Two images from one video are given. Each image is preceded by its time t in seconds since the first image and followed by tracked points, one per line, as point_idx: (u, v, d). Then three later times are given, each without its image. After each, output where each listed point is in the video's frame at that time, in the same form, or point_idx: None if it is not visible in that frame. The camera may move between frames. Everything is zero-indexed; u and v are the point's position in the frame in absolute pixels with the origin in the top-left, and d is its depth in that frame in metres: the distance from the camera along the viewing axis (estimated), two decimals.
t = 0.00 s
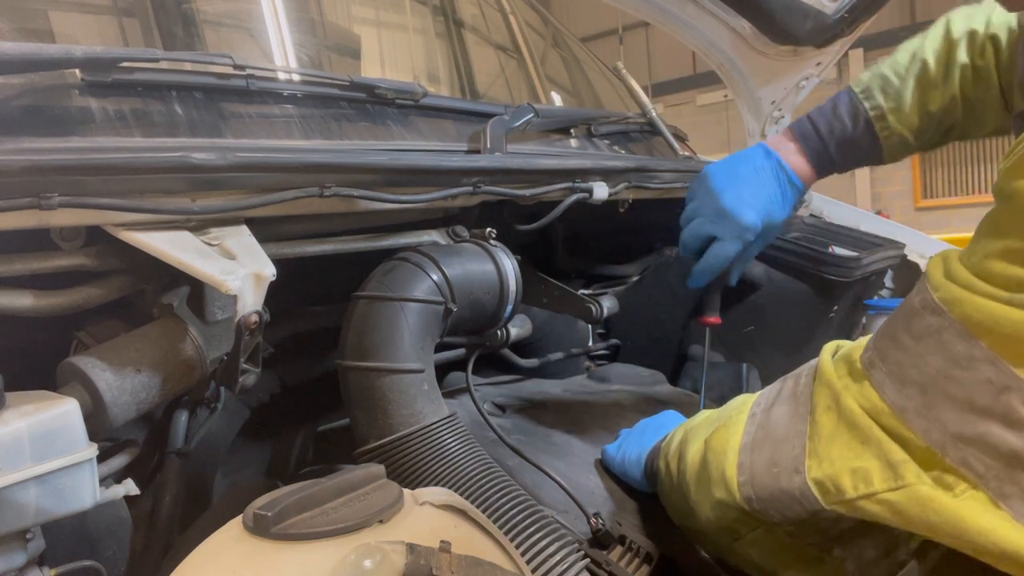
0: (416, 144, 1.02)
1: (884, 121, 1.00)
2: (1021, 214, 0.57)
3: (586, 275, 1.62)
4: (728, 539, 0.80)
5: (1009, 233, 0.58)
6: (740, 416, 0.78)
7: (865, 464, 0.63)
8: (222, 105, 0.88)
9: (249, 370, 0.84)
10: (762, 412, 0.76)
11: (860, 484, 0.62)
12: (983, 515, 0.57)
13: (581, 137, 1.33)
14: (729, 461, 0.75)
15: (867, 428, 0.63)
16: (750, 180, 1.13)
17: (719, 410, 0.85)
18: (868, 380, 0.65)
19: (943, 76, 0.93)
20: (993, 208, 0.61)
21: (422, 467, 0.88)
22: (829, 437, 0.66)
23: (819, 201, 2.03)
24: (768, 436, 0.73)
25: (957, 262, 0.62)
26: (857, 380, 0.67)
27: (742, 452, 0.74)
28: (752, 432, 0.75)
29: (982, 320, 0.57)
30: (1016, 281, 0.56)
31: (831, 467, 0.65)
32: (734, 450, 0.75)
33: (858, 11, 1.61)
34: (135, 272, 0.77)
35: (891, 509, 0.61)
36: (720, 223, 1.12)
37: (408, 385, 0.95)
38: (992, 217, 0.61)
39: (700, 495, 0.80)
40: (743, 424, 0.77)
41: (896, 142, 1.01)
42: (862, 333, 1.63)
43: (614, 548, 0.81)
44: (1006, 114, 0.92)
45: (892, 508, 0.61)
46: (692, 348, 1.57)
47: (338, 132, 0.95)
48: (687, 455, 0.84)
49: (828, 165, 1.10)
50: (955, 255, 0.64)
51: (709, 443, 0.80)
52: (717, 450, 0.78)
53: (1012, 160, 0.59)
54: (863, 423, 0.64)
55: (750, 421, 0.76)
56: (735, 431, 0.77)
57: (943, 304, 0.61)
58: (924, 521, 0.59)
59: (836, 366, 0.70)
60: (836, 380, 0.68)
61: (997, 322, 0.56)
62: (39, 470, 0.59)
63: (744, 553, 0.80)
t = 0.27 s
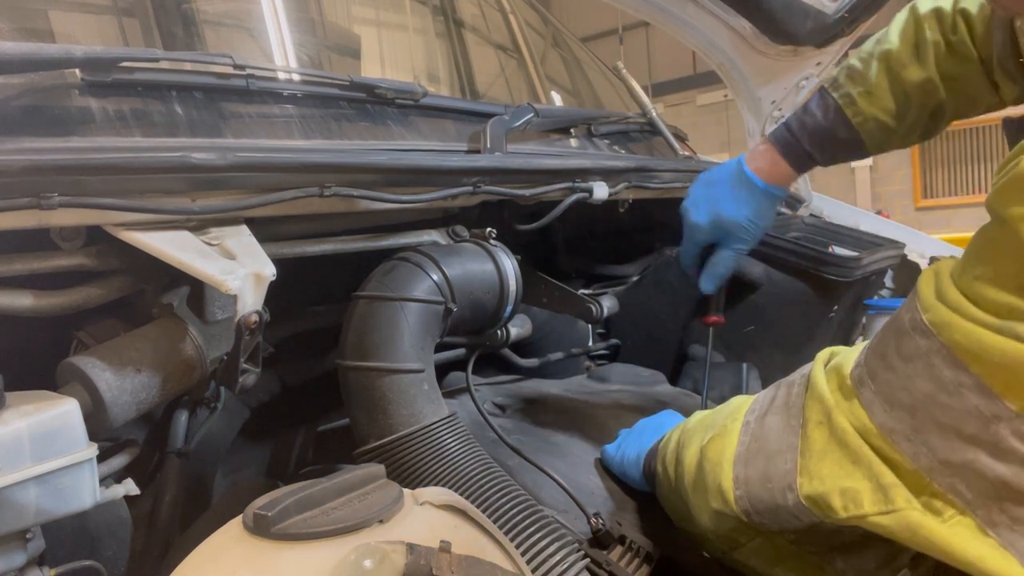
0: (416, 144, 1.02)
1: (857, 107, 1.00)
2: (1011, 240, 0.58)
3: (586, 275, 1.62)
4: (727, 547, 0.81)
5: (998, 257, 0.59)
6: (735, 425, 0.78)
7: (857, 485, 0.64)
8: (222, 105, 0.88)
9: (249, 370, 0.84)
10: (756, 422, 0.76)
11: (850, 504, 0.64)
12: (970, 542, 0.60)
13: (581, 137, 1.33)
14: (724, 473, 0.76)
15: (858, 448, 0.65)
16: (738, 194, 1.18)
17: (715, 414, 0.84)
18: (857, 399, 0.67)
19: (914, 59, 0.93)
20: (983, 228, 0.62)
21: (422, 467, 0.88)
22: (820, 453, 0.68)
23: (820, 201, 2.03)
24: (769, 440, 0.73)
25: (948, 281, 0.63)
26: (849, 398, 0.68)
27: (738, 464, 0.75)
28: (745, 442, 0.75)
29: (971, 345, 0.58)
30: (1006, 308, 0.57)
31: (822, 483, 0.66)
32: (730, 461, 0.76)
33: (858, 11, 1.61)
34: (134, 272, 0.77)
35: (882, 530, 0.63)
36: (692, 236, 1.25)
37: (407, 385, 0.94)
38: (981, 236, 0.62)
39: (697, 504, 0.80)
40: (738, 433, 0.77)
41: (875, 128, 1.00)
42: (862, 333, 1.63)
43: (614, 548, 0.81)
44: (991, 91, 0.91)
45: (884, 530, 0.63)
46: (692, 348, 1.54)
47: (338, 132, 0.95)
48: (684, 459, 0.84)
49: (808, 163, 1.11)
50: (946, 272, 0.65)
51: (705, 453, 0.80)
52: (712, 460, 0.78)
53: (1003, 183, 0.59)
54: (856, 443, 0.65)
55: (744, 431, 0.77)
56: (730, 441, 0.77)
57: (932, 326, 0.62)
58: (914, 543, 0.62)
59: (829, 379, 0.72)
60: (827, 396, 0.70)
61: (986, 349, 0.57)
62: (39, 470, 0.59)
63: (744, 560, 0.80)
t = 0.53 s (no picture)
0: (416, 144, 1.02)
1: (882, 104, 1.01)
2: (1009, 246, 0.57)
3: (586, 275, 1.63)
4: (727, 550, 0.81)
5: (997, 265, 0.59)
6: (733, 427, 0.78)
7: (852, 491, 0.65)
8: (222, 105, 0.88)
9: (249, 370, 0.84)
10: (753, 424, 0.76)
11: (844, 510, 0.65)
12: (966, 550, 0.60)
13: (581, 137, 1.33)
14: (724, 475, 0.76)
15: (853, 453, 0.65)
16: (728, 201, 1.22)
17: (712, 415, 0.85)
18: (853, 404, 0.67)
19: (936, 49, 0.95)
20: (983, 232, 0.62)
21: (421, 467, 0.88)
22: (815, 458, 0.68)
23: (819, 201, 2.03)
24: (768, 442, 0.73)
25: (948, 286, 0.64)
26: (845, 403, 0.68)
27: (738, 466, 0.75)
28: (745, 444, 0.75)
29: (968, 355, 0.59)
30: (1004, 318, 0.57)
31: (817, 487, 0.67)
32: (729, 464, 0.76)
33: (858, 11, 1.61)
34: (134, 272, 0.77)
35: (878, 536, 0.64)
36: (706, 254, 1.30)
37: (407, 385, 0.94)
38: (980, 242, 0.62)
39: (696, 506, 0.80)
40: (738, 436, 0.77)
41: (899, 123, 1.02)
42: (862, 333, 1.63)
43: (614, 548, 0.81)
44: (1004, 74, 0.95)
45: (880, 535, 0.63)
46: (691, 348, 1.57)
47: (338, 132, 0.95)
48: (683, 461, 0.84)
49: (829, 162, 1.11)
50: (946, 276, 0.65)
51: (704, 455, 0.80)
52: (711, 462, 0.78)
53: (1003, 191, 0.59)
54: (851, 448, 0.65)
55: (742, 433, 0.77)
56: (729, 443, 0.77)
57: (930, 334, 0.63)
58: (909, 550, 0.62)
59: (826, 382, 0.72)
60: (824, 400, 0.70)
61: (982, 358, 0.58)
62: (39, 470, 0.59)
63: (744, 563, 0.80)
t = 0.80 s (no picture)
0: (416, 144, 1.02)
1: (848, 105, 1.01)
2: (1007, 254, 0.57)
3: (586, 275, 1.63)
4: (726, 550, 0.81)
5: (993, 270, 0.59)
6: (732, 428, 0.78)
7: (850, 496, 0.65)
8: (222, 105, 0.88)
9: (249, 370, 0.84)
10: (753, 425, 0.76)
11: (842, 516, 0.65)
12: (965, 556, 0.61)
13: (581, 136, 1.33)
14: (724, 476, 0.75)
15: (851, 458, 0.65)
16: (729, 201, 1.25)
17: (712, 416, 0.85)
18: (851, 409, 0.67)
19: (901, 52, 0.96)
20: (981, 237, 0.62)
21: (422, 468, 0.88)
22: (814, 461, 0.68)
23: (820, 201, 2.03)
24: (768, 442, 0.73)
25: (945, 290, 0.63)
26: (844, 406, 0.68)
27: (738, 468, 0.74)
28: (744, 445, 0.75)
29: (964, 362, 0.59)
30: (1000, 325, 0.57)
31: (815, 492, 0.67)
32: (729, 465, 0.75)
33: (858, 11, 1.61)
34: (134, 272, 0.77)
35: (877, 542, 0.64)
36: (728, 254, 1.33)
37: (407, 385, 0.94)
38: (978, 246, 0.61)
39: (696, 507, 0.80)
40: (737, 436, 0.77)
41: (863, 123, 1.02)
42: (862, 332, 1.63)
43: (614, 548, 0.81)
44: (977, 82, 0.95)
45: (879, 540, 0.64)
46: (691, 348, 1.56)
47: (338, 131, 0.95)
48: (682, 462, 0.84)
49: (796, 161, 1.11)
50: (944, 279, 0.65)
51: (703, 455, 0.80)
52: (711, 463, 0.78)
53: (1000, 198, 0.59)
54: (850, 453, 0.65)
55: (741, 434, 0.76)
56: (729, 444, 0.77)
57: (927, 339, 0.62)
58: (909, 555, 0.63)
59: (825, 385, 0.72)
60: (822, 403, 0.70)
61: (979, 366, 0.58)
62: (39, 469, 0.59)
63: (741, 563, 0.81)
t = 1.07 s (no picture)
0: (416, 144, 1.02)
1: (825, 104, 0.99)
2: (1008, 255, 0.57)
3: (586, 275, 1.62)
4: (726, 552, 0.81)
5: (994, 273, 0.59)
6: (733, 429, 0.78)
7: (851, 497, 0.65)
8: (222, 104, 0.88)
9: (249, 370, 0.84)
10: (754, 425, 0.76)
11: (841, 516, 0.65)
12: (964, 558, 0.61)
13: (581, 136, 1.33)
14: (724, 477, 0.76)
15: (852, 458, 0.65)
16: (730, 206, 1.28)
17: (713, 416, 0.85)
18: (854, 410, 0.67)
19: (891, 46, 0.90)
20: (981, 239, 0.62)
21: (421, 468, 0.88)
22: (815, 462, 0.68)
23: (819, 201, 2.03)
24: (768, 441, 0.73)
25: (946, 292, 0.64)
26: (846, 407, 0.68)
27: (738, 468, 0.74)
28: (745, 445, 0.75)
29: (964, 364, 0.59)
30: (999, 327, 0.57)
31: (815, 492, 0.67)
32: (729, 465, 0.75)
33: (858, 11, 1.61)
34: (134, 272, 0.77)
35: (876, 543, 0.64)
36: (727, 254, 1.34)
37: (407, 385, 0.94)
38: (981, 247, 0.61)
39: (696, 508, 0.80)
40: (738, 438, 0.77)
41: (840, 123, 0.99)
42: (862, 332, 1.63)
43: (614, 548, 0.81)
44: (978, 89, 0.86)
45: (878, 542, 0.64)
46: (691, 348, 1.53)
47: (338, 131, 0.95)
48: (683, 463, 0.84)
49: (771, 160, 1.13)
50: (944, 281, 0.65)
51: (703, 456, 0.80)
52: (711, 463, 0.78)
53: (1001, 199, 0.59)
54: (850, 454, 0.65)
55: (742, 435, 0.77)
56: (729, 445, 0.77)
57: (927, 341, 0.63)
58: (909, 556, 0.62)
59: (826, 386, 0.72)
60: (823, 404, 0.70)
61: (980, 367, 0.58)
62: (39, 469, 0.59)
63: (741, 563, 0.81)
